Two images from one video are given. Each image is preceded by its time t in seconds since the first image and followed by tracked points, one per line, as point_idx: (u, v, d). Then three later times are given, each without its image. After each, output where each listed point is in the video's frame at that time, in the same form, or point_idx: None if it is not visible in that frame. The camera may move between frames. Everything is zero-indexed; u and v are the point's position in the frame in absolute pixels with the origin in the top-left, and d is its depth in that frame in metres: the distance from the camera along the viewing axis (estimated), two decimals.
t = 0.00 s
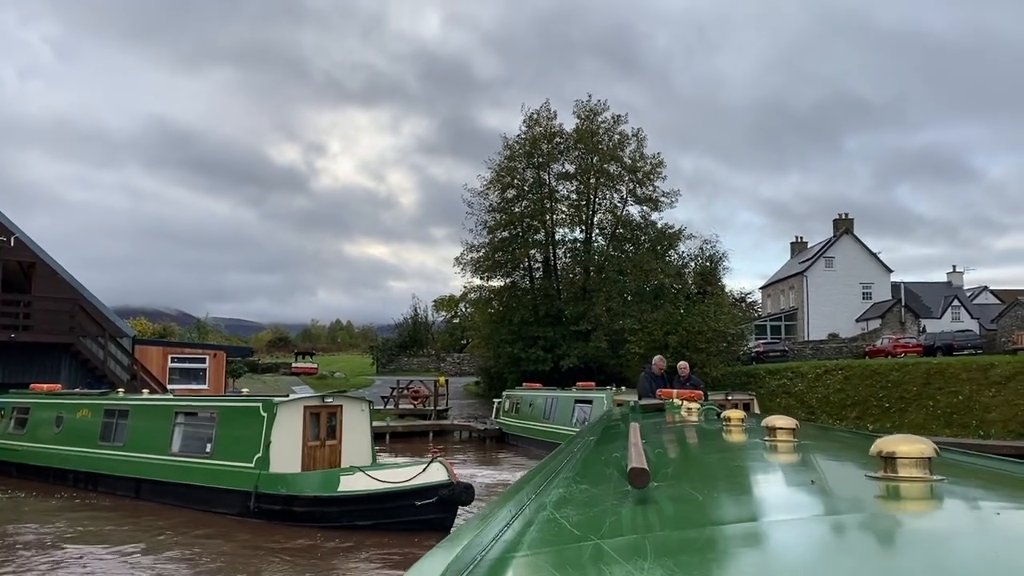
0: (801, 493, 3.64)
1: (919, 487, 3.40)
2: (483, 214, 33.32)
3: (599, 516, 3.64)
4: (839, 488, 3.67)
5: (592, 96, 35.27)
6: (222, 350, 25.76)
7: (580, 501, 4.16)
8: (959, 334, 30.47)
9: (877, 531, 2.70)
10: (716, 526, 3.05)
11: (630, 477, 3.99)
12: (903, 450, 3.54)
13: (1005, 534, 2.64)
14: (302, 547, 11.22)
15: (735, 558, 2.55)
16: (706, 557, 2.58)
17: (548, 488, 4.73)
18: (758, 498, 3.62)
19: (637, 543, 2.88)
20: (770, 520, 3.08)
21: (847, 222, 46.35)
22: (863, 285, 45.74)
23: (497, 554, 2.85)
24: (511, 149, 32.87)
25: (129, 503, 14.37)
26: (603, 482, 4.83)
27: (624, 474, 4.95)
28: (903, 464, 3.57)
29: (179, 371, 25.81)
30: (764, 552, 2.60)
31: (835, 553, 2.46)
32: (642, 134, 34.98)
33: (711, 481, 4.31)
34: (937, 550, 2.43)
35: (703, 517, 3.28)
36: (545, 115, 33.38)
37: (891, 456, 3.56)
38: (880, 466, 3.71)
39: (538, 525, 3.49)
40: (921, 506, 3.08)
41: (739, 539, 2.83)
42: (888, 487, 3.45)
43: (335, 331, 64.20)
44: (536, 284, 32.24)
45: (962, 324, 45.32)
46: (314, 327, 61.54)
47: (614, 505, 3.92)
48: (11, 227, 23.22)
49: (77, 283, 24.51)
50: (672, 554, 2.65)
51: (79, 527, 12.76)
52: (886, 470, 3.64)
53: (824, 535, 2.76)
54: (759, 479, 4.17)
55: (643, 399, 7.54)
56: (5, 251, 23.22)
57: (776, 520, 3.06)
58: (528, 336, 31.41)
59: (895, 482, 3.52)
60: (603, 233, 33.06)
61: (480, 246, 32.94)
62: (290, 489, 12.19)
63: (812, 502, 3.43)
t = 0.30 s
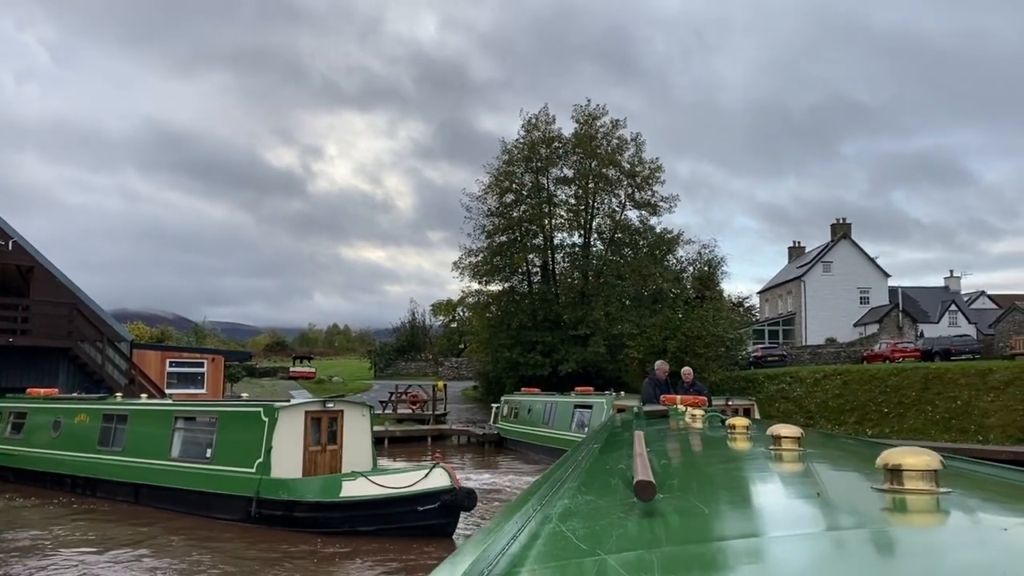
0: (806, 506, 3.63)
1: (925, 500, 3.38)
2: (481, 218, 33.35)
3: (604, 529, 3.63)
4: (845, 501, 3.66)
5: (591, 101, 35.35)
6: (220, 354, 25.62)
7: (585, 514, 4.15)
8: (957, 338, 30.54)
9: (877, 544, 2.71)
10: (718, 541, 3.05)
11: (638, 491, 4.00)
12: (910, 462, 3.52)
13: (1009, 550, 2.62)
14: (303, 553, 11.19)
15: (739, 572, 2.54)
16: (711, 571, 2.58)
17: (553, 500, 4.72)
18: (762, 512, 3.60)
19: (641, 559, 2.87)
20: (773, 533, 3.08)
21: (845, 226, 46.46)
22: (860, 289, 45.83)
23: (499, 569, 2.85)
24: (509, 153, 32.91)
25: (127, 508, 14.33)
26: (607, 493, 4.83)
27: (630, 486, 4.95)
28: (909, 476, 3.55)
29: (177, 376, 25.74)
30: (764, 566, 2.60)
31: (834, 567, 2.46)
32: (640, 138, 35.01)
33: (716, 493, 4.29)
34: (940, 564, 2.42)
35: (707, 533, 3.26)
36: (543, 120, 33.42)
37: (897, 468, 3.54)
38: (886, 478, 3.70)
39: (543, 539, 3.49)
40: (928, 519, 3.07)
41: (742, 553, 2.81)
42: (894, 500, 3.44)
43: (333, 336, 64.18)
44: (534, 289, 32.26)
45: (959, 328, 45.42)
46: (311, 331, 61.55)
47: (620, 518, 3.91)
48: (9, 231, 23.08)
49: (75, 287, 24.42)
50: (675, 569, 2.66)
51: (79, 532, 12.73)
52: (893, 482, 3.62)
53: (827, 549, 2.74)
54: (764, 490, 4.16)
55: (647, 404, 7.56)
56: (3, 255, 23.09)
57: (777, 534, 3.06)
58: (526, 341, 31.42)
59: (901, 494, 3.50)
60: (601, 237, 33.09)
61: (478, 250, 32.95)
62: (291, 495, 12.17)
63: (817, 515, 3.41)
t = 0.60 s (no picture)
0: (813, 518, 3.64)
1: (933, 512, 3.39)
2: (481, 223, 33.39)
3: (611, 541, 3.64)
4: (852, 511, 3.67)
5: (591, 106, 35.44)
6: (220, 359, 25.67)
7: (593, 525, 4.16)
8: (955, 344, 30.61)
9: (876, 559, 2.72)
10: (720, 556, 3.05)
11: (645, 502, 4.03)
12: (918, 474, 3.53)
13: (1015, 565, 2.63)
14: (306, 559, 11.19)
15: None
16: None
17: (560, 510, 4.73)
18: (768, 524, 3.61)
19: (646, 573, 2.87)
20: (776, 547, 3.09)
21: (843, 231, 46.58)
22: (858, 295, 45.94)
23: None
24: (509, 159, 32.95)
25: (128, 514, 14.31)
26: (615, 503, 4.84)
27: (637, 496, 4.95)
28: (918, 487, 3.55)
29: (177, 381, 25.71)
30: None
31: None
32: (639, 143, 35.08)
33: (723, 504, 4.30)
34: None
35: (710, 546, 3.27)
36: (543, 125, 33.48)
37: (906, 479, 3.55)
38: (894, 488, 3.70)
39: (550, 551, 3.49)
40: (936, 531, 3.07)
41: (746, 568, 2.82)
42: (902, 511, 3.44)
43: (331, 340, 64.15)
44: (534, 294, 32.28)
45: (957, 334, 45.53)
46: (309, 336, 61.59)
47: (627, 530, 3.92)
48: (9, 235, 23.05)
49: (75, 292, 24.39)
50: None
51: (80, 538, 12.71)
52: (901, 493, 3.62)
53: (827, 563, 2.74)
54: (770, 502, 4.16)
55: (652, 411, 7.59)
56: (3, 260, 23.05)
57: (780, 548, 3.06)
58: (526, 346, 31.43)
59: (910, 506, 3.51)
60: (601, 243, 33.13)
61: (477, 255, 32.97)
62: (294, 500, 12.17)
63: (823, 528, 3.41)
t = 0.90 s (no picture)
0: (818, 528, 3.65)
1: (942, 522, 3.39)
2: (479, 230, 33.44)
3: (618, 551, 3.65)
4: (859, 520, 3.68)
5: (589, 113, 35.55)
6: (218, 366, 25.63)
7: (601, 534, 4.18)
8: (952, 351, 30.69)
9: (875, 572, 2.73)
10: (720, 567, 3.06)
11: (652, 511, 4.03)
12: (926, 483, 3.54)
13: None
14: (308, 567, 11.17)
15: None
16: None
17: (567, 519, 4.75)
18: (773, 534, 3.61)
19: None
20: (777, 557, 3.11)
21: (840, 238, 46.72)
22: (856, 301, 46.04)
23: None
24: (507, 165, 33.02)
25: (127, 521, 14.28)
26: (622, 513, 4.85)
27: (644, 504, 4.96)
28: (926, 497, 3.56)
29: (174, 388, 25.60)
30: None
31: None
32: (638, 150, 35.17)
33: (729, 513, 4.31)
34: None
35: (710, 557, 3.28)
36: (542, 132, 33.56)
37: (914, 489, 3.56)
38: (901, 498, 3.71)
39: (557, 561, 3.51)
40: (945, 543, 3.09)
41: None
42: (910, 521, 3.45)
43: (329, 347, 64.08)
44: (532, 301, 32.30)
45: (954, 340, 45.64)
46: (306, 342, 61.51)
47: (634, 539, 3.93)
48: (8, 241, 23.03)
49: (74, 298, 24.34)
50: None
51: (80, 545, 12.67)
52: (908, 503, 3.63)
53: None
54: (775, 512, 4.17)
55: (656, 418, 7.63)
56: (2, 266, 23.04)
57: (781, 559, 3.07)
58: (524, 352, 31.44)
59: (918, 515, 3.52)
60: (599, 249, 33.18)
61: (476, 262, 33.01)
62: (295, 508, 12.16)
63: (828, 538, 3.42)
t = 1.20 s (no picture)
0: (820, 532, 3.70)
1: (947, 525, 3.44)
2: (476, 236, 33.50)
3: (624, 555, 3.69)
4: (864, 524, 3.72)
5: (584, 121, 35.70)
6: (214, 372, 25.65)
7: (605, 539, 4.21)
8: (947, 357, 30.82)
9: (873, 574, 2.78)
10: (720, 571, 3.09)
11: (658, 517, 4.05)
12: (932, 487, 3.58)
13: None
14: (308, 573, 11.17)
15: None
16: None
17: (571, 524, 4.78)
18: (774, 538, 3.66)
19: None
20: (775, 562, 3.15)
21: (835, 245, 46.91)
22: (850, 309, 46.18)
23: None
24: (504, 172, 33.08)
25: (125, 528, 14.24)
26: (626, 518, 4.89)
27: (648, 510, 5.00)
28: (932, 501, 3.60)
29: (170, 395, 25.56)
30: None
31: None
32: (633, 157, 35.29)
33: (733, 518, 4.35)
34: None
35: (711, 562, 3.31)
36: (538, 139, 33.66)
37: (919, 492, 3.60)
38: (906, 503, 3.75)
39: (561, 566, 3.54)
40: (951, 546, 3.13)
41: None
42: (916, 525, 3.49)
43: (324, 354, 63.98)
44: (528, 307, 32.32)
45: (948, 347, 45.81)
46: (301, 349, 61.39)
47: (638, 544, 3.96)
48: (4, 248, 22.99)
49: (70, 305, 24.31)
50: None
51: (77, 552, 12.64)
52: (914, 507, 3.67)
53: None
54: (778, 516, 4.21)
55: (658, 424, 7.67)
56: None
57: (779, 563, 3.11)
58: (521, 358, 31.43)
59: (924, 519, 3.56)
60: (595, 256, 33.25)
61: (473, 268, 33.04)
62: (296, 515, 12.16)
63: (832, 541, 3.46)
